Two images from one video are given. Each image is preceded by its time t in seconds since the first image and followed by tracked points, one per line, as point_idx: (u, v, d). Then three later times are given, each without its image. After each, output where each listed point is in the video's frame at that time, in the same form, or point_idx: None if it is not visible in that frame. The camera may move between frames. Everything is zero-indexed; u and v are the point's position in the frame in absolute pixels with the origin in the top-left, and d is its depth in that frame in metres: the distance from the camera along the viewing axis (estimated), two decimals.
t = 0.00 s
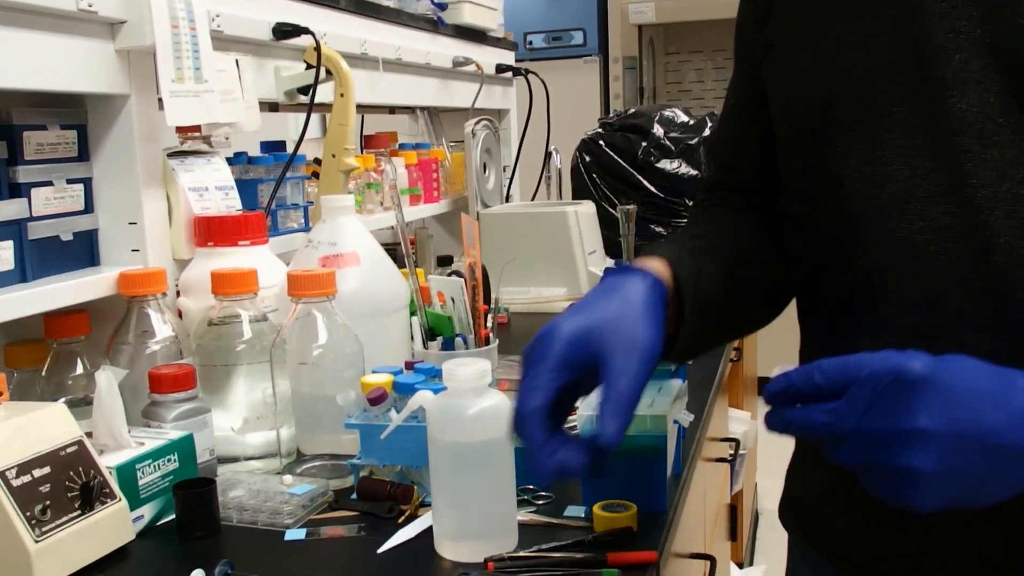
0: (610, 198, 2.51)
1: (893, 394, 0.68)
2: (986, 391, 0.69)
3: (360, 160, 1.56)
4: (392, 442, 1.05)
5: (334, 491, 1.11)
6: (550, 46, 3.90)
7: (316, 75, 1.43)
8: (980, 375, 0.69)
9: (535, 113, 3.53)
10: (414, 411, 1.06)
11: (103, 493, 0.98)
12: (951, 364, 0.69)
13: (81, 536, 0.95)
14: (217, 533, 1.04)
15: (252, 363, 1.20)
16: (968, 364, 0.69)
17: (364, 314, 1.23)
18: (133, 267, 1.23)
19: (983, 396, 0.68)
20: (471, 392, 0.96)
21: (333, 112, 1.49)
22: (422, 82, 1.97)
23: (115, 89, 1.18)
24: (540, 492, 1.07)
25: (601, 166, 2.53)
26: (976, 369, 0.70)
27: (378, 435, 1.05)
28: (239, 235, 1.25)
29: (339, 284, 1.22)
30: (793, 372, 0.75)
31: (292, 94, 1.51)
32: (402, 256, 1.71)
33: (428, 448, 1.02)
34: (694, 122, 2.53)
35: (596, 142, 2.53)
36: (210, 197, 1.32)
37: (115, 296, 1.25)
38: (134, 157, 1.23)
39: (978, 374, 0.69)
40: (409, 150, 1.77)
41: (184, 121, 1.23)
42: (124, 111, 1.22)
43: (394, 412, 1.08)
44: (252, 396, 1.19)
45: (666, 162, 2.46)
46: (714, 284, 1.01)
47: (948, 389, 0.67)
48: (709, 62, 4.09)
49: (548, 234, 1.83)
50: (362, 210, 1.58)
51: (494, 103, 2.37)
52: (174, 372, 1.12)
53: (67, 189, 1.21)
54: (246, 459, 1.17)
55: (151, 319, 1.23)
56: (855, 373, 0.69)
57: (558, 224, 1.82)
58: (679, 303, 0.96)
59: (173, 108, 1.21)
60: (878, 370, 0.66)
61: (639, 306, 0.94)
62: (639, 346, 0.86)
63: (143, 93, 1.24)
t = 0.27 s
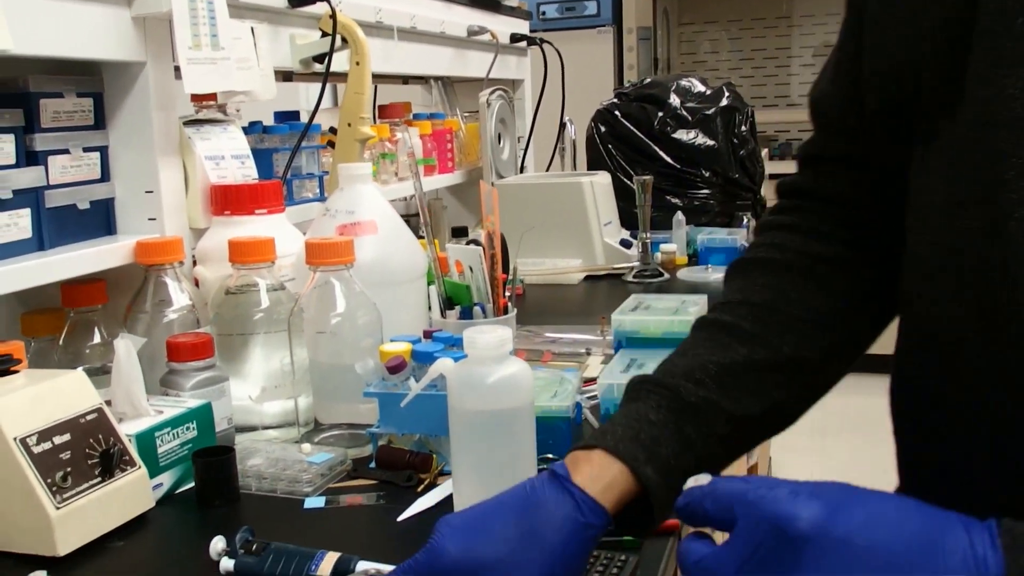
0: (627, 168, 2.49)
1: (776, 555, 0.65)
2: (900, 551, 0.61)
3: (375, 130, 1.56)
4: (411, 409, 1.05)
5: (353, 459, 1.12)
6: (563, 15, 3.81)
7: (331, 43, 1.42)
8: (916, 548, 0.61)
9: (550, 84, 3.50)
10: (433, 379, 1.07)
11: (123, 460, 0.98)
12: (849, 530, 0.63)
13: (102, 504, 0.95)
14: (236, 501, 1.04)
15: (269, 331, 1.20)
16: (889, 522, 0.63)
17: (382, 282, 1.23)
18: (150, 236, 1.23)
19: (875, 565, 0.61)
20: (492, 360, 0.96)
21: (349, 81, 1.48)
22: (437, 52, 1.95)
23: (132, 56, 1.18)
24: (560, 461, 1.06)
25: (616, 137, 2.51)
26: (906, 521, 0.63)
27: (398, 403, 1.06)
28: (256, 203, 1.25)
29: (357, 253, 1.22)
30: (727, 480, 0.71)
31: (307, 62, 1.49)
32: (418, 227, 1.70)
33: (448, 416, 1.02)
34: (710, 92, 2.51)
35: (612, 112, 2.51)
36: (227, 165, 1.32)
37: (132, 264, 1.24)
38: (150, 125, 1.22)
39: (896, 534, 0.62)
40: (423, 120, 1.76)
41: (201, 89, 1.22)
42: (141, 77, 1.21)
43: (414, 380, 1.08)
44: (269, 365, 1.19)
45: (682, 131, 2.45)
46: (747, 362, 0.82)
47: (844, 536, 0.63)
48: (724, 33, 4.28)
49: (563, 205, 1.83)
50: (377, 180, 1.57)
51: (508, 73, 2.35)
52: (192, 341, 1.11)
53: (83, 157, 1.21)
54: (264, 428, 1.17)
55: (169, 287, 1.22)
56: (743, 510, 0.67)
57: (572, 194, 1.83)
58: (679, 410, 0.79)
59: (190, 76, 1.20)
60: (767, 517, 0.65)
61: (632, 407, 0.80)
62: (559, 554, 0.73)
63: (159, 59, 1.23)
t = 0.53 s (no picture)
0: (640, 135, 2.48)
1: None
2: None
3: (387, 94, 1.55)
4: (428, 372, 1.05)
5: (369, 423, 1.11)
6: None
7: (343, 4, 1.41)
8: None
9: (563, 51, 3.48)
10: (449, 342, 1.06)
11: (140, 423, 0.98)
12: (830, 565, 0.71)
13: (119, 465, 0.95)
14: (253, 465, 1.04)
15: (283, 295, 1.19)
16: (855, 564, 0.71)
17: (397, 246, 1.22)
18: (163, 199, 1.22)
19: None
20: (510, 321, 0.96)
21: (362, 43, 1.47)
22: (449, 15, 1.93)
23: (142, 15, 1.16)
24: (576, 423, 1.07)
25: (630, 102, 2.49)
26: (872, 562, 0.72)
27: (413, 366, 1.06)
28: (269, 166, 1.24)
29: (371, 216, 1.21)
30: (710, 510, 0.76)
31: (319, 24, 1.48)
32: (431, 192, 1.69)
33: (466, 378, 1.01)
34: (726, 57, 2.48)
35: (625, 77, 2.48)
36: (239, 128, 1.32)
37: (145, 228, 1.23)
38: (162, 86, 1.21)
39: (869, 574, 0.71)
40: (435, 84, 1.74)
41: (213, 49, 1.20)
42: (152, 37, 1.20)
43: (430, 342, 1.08)
44: (283, 329, 1.19)
45: (697, 98, 2.44)
46: (824, 308, 0.80)
47: (813, 568, 0.70)
48: None
49: (575, 168, 1.84)
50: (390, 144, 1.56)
51: (520, 38, 2.33)
52: (206, 305, 1.10)
53: (94, 119, 1.19)
54: (279, 392, 1.17)
55: (182, 251, 1.21)
56: (693, 546, 0.72)
57: (585, 159, 1.83)
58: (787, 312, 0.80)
59: (202, 36, 1.19)
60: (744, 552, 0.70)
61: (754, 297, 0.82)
62: (613, 465, 0.75)
63: (169, 20, 1.21)
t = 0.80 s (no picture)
0: (649, 99, 2.46)
1: None
2: None
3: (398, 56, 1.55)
4: (439, 334, 1.05)
5: (380, 386, 1.11)
6: None
7: None
8: None
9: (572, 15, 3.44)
10: (460, 304, 1.06)
11: (150, 386, 0.97)
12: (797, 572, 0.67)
13: (130, 428, 0.95)
14: (264, 428, 1.03)
15: (293, 259, 1.17)
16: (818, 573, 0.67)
17: (407, 209, 1.21)
18: (170, 161, 1.21)
19: None
20: (522, 283, 0.95)
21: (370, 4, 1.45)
22: None
23: None
24: (587, 386, 1.07)
25: (639, 67, 2.46)
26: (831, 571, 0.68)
27: (425, 328, 1.05)
28: (278, 128, 1.23)
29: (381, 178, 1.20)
30: (673, 510, 0.71)
31: None
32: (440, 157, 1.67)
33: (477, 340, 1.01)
34: (736, 21, 2.45)
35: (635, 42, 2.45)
36: (246, 90, 1.31)
37: (153, 191, 1.22)
38: (168, 47, 1.20)
39: None
40: (444, 48, 1.72)
41: (220, 9, 1.19)
42: None
43: (441, 305, 1.07)
44: (294, 292, 1.17)
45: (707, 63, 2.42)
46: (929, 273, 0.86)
47: (776, 567, 0.67)
48: None
49: (584, 134, 1.82)
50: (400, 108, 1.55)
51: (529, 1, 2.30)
52: (215, 268, 1.09)
53: (99, 80, 1.18)
54: (290, 355, 1.17)
55: (190, 214, 1.19)
56: (654, 545, 0.68)
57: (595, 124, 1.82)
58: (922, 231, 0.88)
59: None
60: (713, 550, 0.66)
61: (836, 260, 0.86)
62: (792, 351, 0.81)
63: None
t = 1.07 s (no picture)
0: (656, 69, 2.44)
1: (700, 534, 0.66)
2: (861, 550, 0.64)
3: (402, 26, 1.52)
4: (443, 303, 1.04)
5: (385, 355, 1.11)
6: None
7: None
8: (873, 539, 0.65)
9: None
10: (465, 273, 1.05)
11: (154, 355, 0.97)
12: (814, 518, 0.66)
13: (134, 397, 0.95)
14: (268, 396, 1.03)
15: (296, 228, 1.18)
16: (837, 518, 0.66)
17: (413, 177, 1.20)
18: (174, 130, 1.20)
19: (838, 562, 0.64)
20: (527, 251, 0.95)
21: None
22: None
23: None
24: (592, 355, 1.07)
25: (645, 36, 2.45)
26: (853, 519, 0.66)
27: (430, 296, 1.05)
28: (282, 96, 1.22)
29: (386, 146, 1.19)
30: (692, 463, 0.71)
31: None
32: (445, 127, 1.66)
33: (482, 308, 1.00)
34: None
35: (641, 10, 2.44)
36: (250, 58, 1.30)
37: (156, 160, 1.22)
38: (170, 14, 1.18)
39: (854, 529, 0.65)
40: (450, 17, 1.71)
41: None
42: None
43: (446, 274, 1.07)
44: (299, 261, 1.17)
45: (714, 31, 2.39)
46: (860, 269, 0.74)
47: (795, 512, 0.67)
48: None
49: (591, 103, 1.81)
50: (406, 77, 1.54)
51: None
52: (220, 237, 1.08)
53: (101, 48, 1.17)
54: (295, 325, 1.16)
55: (194, 183, 1.19)
56: (671, 494, 0.67)
57: (601, 94, 1.80)
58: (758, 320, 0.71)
59: None
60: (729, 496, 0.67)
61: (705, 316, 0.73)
62: (622, 466, 0.71)
63: None
